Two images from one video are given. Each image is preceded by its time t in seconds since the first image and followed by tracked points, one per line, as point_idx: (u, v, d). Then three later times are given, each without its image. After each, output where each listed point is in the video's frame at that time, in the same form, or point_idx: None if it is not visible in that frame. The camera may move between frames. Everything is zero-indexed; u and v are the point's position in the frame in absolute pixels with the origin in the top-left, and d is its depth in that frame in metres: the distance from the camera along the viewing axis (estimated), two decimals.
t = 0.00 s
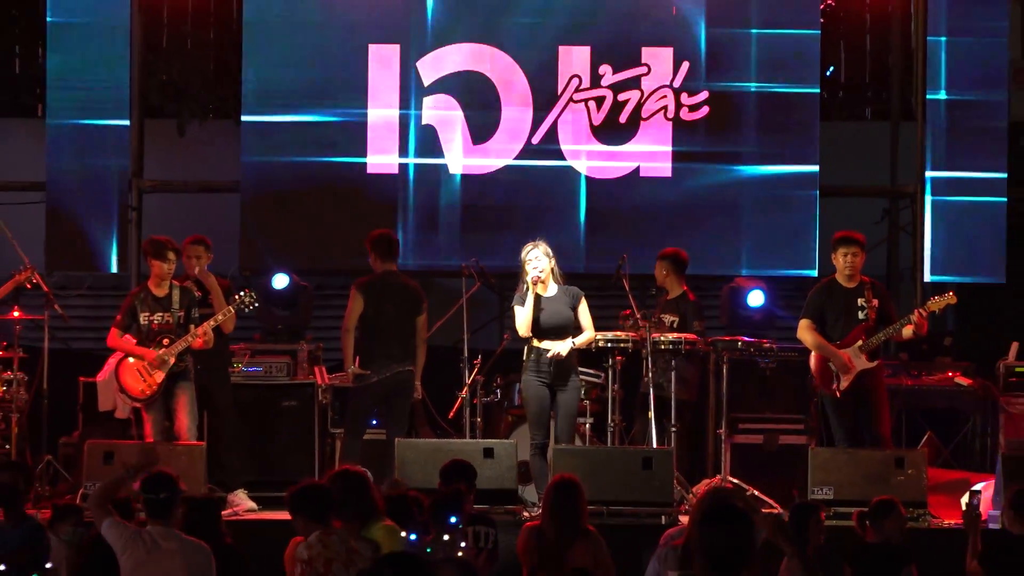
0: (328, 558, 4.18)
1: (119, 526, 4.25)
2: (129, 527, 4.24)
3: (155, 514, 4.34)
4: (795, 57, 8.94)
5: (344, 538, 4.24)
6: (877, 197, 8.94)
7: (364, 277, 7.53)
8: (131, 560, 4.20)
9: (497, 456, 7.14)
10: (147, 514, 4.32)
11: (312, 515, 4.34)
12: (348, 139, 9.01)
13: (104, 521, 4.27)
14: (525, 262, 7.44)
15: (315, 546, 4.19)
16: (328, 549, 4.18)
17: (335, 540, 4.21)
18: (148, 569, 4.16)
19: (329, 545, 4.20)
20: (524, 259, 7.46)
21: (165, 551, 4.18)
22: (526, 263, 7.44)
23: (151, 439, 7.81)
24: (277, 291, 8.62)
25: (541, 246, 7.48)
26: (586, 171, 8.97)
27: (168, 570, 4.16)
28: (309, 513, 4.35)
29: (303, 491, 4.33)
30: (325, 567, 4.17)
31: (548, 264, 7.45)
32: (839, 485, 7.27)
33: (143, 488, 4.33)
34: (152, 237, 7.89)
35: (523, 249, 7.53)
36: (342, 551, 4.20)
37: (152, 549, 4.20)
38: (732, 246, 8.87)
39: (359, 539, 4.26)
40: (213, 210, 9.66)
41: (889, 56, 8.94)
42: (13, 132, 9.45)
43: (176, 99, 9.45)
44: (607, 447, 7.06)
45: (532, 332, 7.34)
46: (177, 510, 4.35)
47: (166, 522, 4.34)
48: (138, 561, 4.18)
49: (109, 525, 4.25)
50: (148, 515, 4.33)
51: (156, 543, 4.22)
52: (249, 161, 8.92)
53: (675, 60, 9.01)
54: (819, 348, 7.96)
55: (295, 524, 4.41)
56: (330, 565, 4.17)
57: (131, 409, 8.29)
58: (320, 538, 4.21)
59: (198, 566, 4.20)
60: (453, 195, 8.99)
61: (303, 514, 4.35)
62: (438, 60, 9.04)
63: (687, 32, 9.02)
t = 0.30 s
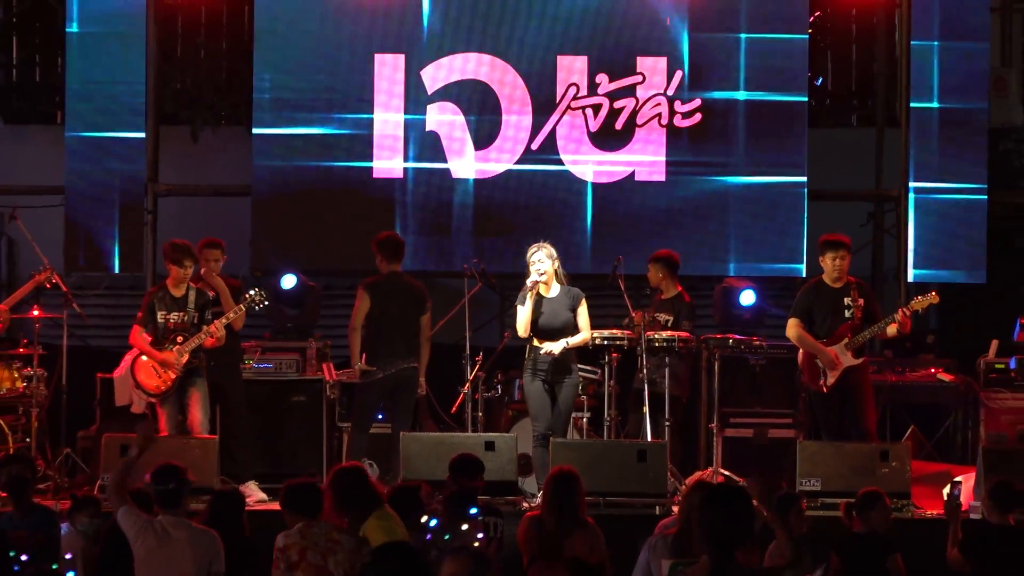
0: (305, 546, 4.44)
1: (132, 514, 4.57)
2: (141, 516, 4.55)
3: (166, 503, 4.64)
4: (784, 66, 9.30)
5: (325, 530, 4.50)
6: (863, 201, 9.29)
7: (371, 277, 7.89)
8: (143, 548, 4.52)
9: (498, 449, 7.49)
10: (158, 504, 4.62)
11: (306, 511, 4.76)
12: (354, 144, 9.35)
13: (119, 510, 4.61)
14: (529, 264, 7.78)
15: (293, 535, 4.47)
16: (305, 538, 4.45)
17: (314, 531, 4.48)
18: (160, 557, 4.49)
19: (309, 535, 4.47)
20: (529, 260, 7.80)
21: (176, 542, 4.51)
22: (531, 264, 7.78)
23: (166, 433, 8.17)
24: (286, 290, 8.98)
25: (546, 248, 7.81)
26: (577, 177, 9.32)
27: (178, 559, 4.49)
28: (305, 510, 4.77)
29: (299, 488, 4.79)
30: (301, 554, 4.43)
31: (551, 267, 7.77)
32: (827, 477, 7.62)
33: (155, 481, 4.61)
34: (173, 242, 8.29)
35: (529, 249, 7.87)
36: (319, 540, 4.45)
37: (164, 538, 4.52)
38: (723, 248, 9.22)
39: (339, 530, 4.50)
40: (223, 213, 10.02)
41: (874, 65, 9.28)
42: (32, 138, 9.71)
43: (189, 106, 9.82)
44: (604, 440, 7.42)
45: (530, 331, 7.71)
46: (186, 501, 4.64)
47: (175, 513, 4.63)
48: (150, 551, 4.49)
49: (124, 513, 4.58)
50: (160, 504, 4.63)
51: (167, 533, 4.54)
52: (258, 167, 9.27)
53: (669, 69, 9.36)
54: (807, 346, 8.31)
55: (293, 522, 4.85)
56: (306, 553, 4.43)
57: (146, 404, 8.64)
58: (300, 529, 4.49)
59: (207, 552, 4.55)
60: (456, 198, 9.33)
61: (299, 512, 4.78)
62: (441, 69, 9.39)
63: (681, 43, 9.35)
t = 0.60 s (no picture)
0: (298, 531, 4.87)
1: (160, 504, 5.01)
2: (169, 508, 4.98)
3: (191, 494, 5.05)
4: (774, 74, 9.65)
5: (320, 518, 4.94)
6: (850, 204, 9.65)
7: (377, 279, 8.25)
8: (170, 536, 4.97)
9: (498, 443, 7.86)
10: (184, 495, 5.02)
11: (299, 501, 5.12)
12: (361, 151, 9.71)
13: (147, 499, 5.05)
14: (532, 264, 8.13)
15: (288, 520, 4.91)
16: (299, 523, 4.88)
17: (310, 518, 4.91)
18: (186, 546, 4.94)
19: (303, 521, 4.90)
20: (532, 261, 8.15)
21: (201, 532, 4.95)
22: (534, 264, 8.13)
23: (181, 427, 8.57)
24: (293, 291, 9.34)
25: (549, 250, 8.17)
26: (584, 182, 9.67)
27: (203, 548, 4.95)
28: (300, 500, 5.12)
29: (297, 482, 5.14)
30: (294, 537, 4.86)
31: (553, 268, 8.13)
32: (814, 470, 7.98)
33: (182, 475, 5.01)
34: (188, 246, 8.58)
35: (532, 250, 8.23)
36: (314, 526, 4.89)
37: (190, 528, 4.97)
38: (715, 250, 9.58)
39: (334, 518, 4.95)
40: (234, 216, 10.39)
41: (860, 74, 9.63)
42: (49, 143, 9.99)
43: (202, 114, 10.20)
44: (600, 434, 7.80)
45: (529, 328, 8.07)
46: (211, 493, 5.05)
47: (201, 502, 5.03)
48: (177, 539, 4.94)
49: (151, 504, 5.01)
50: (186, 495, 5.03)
51: (193, 523, 4.98)
52: (269, 173, 9.65)
53: (662, 78, 9.70)
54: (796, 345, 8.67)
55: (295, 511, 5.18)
56: (298, 536, 4.86)
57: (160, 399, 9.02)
58: (296, 515, 4.93)
59: (230, 540, 5.00)
60: (458, 202, 9.70)
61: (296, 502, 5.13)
62: (443, 78, 9.74)
63: (674, 53, 9.69)
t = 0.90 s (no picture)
0: (318, 522, 5.07)
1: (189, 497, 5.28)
2: (198, 500, 5.26)
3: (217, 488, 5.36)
4: (764, 84, 10.03)
5: (340, 509, 5.12)
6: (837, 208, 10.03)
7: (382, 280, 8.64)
8: (199, 527, 5.24)
9: (499, 437, 8.22)
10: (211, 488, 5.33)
11: (322, 490, 5.24)
12: (367, 156, 10.08)
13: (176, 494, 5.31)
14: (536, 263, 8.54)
15: (309, 511, 5.11)
16: (320, 514, 5.08)
17: (330, 510, 5.11)
18: (214, 535, 5.21)
19: (323, 513, 5.10)
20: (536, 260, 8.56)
21: (229, 523, 5.24)
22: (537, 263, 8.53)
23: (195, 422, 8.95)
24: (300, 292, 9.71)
25: (552, 251, 8.58)
26: (587, 188, 10.04)
27: (231, 538, 5.23)
28: (318, 489, 5.27)
29: (320, 469, 5.25)
30: (315, 529, 5.06)
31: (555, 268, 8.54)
32: (802, 463, 8.36)
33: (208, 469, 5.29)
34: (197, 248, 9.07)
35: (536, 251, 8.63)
36: (334, 518, 5.08)
37: (219, 518, 5.26)
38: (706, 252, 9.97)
39: (353, 510, 5.13)
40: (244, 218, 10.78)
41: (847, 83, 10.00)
42: (68, 148, 10.49)
43: (213, 121, 10.59)
44: (596, 429, 8.16)
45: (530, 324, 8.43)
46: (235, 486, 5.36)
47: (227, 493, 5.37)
48: (206, 529, 5.22)
49: (180, 497, 5.27)
50: (213, 488, 5.34)
51: (221, 514, 5.27)
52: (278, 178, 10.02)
53: (656, 86, 10.06)
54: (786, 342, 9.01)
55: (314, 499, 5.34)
56: (319, 528, 5.05)
57: (175, 395, 9.41)
58: (317, 507, 5.12)
59: (254, 531, 5.29)
60: (460, 206, 10.08)
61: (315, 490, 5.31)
62: (446, 86, 10.11)
63: (667, 63, 10.07)
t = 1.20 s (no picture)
0: (335, 518, 5.22)
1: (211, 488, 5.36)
2: (220, 491, 5.35)
3: (237, 481, 5.44)
4: (754, 91, 10.41)
5: (354, 506, 5.27)
6: (824, 211, 10.42)
7: (387, 281, 9.03)
8: (220, 518, 5.32)
9: (499, 432, 8.51)
10: (232, 481, 5.41)
11: (335, 484, 5.38)
12: (372, 161, 10.47)
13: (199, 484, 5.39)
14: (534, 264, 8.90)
15: (325, 508, 5.24)
16: (335, 511, 5.22)
17: (344, 505, 5.26)
18: (236, 525, 5.28)
19: (339, 509, 5.24)
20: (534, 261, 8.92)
21: (249, 513, 5.32)
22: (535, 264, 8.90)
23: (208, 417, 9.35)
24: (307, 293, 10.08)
25: (550, 252, 8.94)
26: (589, 194, 10.41)
27: (251, 528, 5.31)
28: (329, 481, 5.40)
29: (331, 461, 5.40)
30: (332, 525, 5.21)
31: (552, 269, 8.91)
32: (789, 457, 8.72)
33: (230, 462, 5.37)
34: (204, 251, 9.56)
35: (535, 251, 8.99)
36: (348, 514, 5.23)
37: (239, 508, 5.34)
38: (699, 253, 10.34)
39: (367, 505, 5.28)
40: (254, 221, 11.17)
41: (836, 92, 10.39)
42: (85, 154, 10.89)
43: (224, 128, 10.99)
44: (593, 423, 8.42)
45: (526, 322, 8.82)
46: (255, 479, 5.45)
47: (246, 486, 5.43)
48: (227, 519, 5.30)
49: (204, 486, 5.36)
50: (233, 481, 5.43)
51: (241, 504, 5.35)
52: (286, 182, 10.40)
53: (651, 94, 10.45)
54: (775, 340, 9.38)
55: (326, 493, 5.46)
56: (336, 525, 5.20)
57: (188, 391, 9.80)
58: (332, 503, 5.26)
59: (272, 523, 5.37)
60: (462, 209, 10.46)
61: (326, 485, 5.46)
62: (448, 94, 10.49)
63: (661, 72, 10.44)
